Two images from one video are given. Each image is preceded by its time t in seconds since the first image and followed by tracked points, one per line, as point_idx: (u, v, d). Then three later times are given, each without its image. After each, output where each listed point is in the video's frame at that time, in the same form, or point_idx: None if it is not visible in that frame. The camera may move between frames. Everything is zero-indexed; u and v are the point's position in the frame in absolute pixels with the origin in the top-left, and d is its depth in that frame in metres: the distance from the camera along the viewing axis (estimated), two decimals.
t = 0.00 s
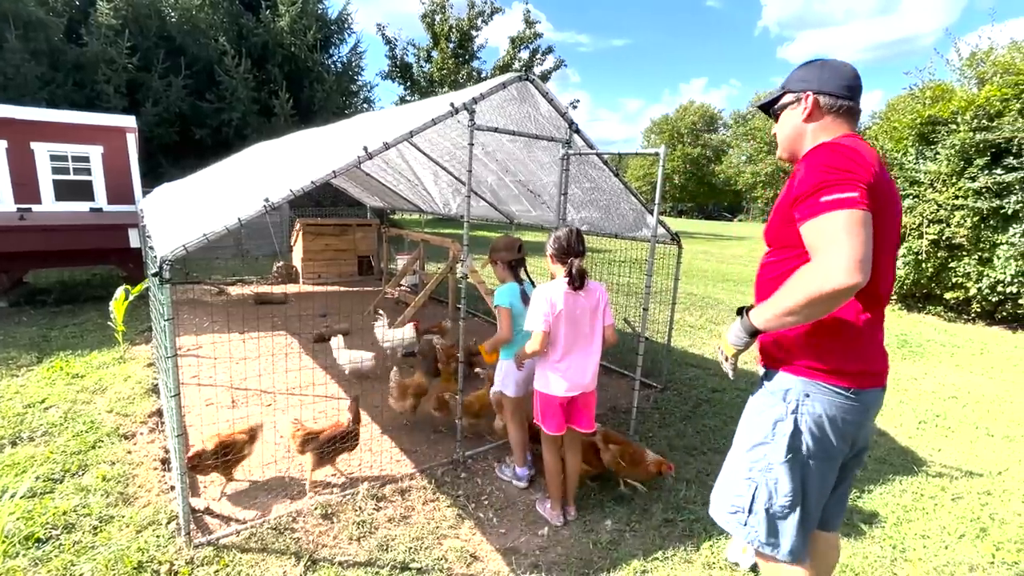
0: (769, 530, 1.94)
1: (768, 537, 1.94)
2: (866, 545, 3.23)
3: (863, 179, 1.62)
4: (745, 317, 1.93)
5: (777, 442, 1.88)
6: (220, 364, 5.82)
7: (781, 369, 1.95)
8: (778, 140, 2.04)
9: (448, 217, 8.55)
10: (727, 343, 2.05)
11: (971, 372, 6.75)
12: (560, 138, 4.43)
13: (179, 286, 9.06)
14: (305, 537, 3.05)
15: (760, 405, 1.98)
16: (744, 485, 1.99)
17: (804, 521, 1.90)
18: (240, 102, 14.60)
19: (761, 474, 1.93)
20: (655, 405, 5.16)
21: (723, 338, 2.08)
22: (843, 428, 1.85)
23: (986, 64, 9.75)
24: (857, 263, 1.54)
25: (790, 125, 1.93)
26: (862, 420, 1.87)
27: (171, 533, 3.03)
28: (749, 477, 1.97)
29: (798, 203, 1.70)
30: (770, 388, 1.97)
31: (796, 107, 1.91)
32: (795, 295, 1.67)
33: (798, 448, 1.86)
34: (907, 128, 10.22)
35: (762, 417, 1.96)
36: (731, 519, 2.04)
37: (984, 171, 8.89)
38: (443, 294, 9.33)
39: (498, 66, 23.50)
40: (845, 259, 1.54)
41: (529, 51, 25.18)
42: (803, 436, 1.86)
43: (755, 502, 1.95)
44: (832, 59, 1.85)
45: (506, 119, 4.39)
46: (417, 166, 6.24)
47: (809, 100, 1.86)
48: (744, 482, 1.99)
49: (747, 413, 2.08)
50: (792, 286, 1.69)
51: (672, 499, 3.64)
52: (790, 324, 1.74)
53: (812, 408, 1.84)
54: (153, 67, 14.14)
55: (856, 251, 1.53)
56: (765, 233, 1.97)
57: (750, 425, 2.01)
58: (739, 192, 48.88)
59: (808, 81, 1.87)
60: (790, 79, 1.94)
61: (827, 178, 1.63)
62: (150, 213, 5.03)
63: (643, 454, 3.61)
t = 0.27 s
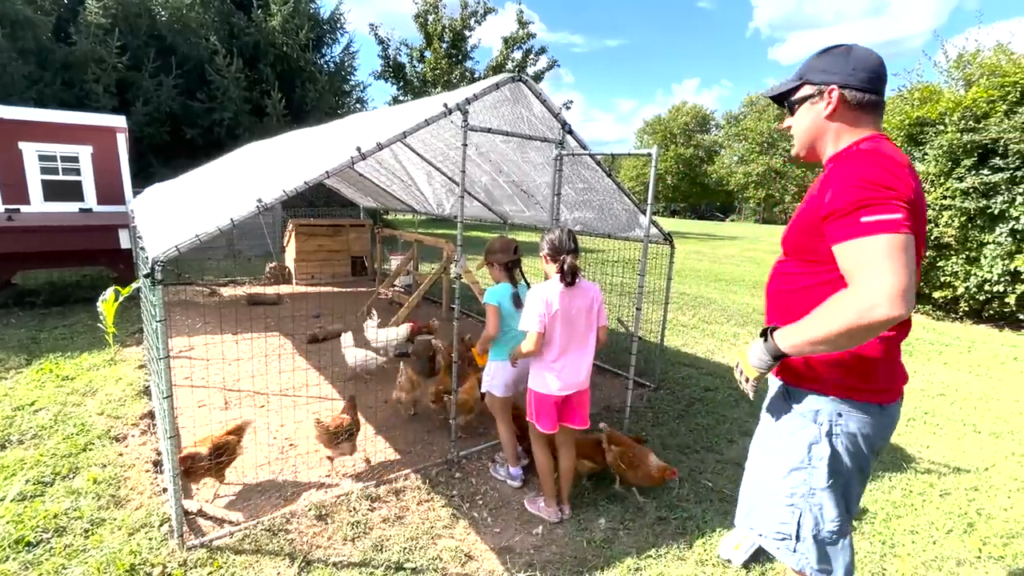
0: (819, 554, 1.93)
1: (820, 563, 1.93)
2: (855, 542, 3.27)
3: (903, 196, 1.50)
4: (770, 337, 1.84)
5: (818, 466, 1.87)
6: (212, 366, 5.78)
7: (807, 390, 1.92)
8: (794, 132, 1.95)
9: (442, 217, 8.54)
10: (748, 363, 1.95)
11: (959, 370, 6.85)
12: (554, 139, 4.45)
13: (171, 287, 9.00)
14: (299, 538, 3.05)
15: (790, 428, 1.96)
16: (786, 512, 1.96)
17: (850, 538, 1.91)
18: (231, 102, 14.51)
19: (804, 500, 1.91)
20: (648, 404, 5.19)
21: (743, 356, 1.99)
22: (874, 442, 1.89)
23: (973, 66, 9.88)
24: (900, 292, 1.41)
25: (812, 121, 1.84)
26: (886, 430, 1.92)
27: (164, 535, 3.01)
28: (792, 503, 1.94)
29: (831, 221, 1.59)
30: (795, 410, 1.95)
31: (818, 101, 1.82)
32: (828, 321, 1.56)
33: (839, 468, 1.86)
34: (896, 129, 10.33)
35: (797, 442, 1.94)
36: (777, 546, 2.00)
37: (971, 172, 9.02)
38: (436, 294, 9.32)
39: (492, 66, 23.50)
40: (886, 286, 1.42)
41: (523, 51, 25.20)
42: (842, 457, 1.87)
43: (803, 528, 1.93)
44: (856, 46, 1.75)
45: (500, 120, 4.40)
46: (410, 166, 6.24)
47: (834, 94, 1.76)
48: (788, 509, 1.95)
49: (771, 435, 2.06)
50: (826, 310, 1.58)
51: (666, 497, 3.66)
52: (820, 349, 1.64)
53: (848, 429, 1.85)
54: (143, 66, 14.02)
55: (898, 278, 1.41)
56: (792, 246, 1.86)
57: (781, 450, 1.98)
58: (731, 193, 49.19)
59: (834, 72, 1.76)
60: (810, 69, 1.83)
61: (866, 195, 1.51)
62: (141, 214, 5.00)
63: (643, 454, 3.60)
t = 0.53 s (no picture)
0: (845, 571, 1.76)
1: None
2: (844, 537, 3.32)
3: (945, 215, 1.38)
4: (810, 370, 1.62)
5: (845, 478, 1.71)
6: (203, 367, 5.74)
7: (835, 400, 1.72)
8: (807, 133, 1.77)
9: (435, 218, 8.54)
10: (782, 400, 1.71)
11: (946, 368, 6.95)
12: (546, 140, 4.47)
13: (161, 288, 8.93)
14: (292, 539, 3.04)
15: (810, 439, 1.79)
16: (809, 526, 1.80)
17: (882, 557, 1.74)
18: (222, 102, 14.42)
19: (829, 514, 1.75)
20: (640, 403, 5.22)
21: (774, 391, 1.74)
22: (909, 453, 1.71)
23: (959, 68, 10.03)
24: (959, 325, 1.29)
25: (830, 121, 1.67)
26: (926, 441, 1.73)
27: (155, 537, 2.99)
28: (815, 517, 1.78)
29: (869, 247, 1.44)
30: (818, 420, 1.77)
31: (835, 98, 1.64)
32: (875, 359, 1.43)
33: (869, 481, 1.70)
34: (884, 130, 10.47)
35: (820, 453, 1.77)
36: (798, 563, 1.84)
37: (957, 173, 9.16)
38: (430, 294, 9.32)
39: (485, 67, 23.53)
40: (944, 321, 1.30)
41: (515, 52, 25.26)
42: (873, 469, 1.70)
43: (829, 544, 1.76)
44: (874, 35, 1.56)
45: (492, 120, 4.41)
46: (403, 167, 6.23)
47: (854, 92, 1.59)
48: (811, 524, 1.79)
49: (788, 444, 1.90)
50: (870, 346, 1.45)
51: (658, 495, 3.68)
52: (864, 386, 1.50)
53: (882, 441, 1.67)
54: (133, 66, 13.90)
55: (958, 313, 1.29)
56: (809, 265, 1.71)
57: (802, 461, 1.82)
58: (723, 194, 49.55)
59: (853, 66, 1.56)
60: (823, 62, 1.64)
61: (913, 218, 1.36)
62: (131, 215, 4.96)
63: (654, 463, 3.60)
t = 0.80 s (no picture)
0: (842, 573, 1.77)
1: None
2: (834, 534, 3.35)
3: (945, 228, 1.36)
4: (798, 371, 1.70)
5: (845, 479, 1.72)
6: (195, 369, 5.70)
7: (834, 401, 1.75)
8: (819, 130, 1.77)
9: (428, 219, 8.54)
10: (773, 396, 1.82)
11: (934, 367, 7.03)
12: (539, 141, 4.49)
13: (152, 290, 8.86)
14: (284, 541, 3.03)
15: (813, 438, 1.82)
16: (808, 526, 1.81)
17: (881, 560, 1.74)
18: (214, 102, 14.34)
19: (827, 514, 1.76)
20: (633, 403, 5.25)
21: (766, 386, 1.85)
22: (913, 459, 1.70)
23: (946, 72, 10.18)
24: (942, 341, 1.30)
25: (842, 119, 1.66)
26: (930, 448, 1.72)
27: (146, 540, 2.97)
28: (813, 517, 1.79)
29: (864, 255, 1.45)
30: (822, 421, 1.80)
31: (846, 95, 1.63)
32: (860, 366, 1.46)
33: (868, 483, 1.70)
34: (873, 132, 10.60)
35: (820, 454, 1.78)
36: (796, 561, 1.86)
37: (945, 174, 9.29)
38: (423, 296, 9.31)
39: (478, 68, 23.56)
40: (927, 336, 1.31)
41: (509, 53, 25.31)
42: (873, 473, 1.69)
43: (825, 544, 1.77)
44: (888, 29, 1.53)
45: (485, 122, 4.43)
46: (396, 168, 6.23)
47: (865, 90, 1.58)
48: (809, 523, 1.80)
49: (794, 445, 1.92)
50: (858, 354, 1.47)
51: (650, 494, 3.70)
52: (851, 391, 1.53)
53: (882, 444, 1.67)
54: (123, 66, 13.79)
55: (941, 329, 1.30)
56: (815, 267, 1.72)
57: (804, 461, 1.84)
58: (716, 195, 49.86)
59: (865, 62, 1.55)
60: (835, 58, 1.62)
61: (905, 230, 1.37)
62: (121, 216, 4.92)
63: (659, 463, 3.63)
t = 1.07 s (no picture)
0: (824, 563, 1.81)
1: (823, 573, 1.81)
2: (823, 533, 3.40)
3: (935, 229, 1.41)
4: (782, 360, 1.76)
5: (824, 472, 1.77)
6: (187, 371, 5.68)
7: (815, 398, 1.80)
8: (823, 133, 1.81)
9: (422, 221, 8.55)
10: (756, 384, 1.88)
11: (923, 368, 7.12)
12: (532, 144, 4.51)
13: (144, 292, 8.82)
14: (277, 543, 3.03)
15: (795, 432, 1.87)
16: (790, 518, 1.86)
17: (860, 552, 1.78)
18: (207, 103, 14.29)
19: (808, 506, 1.81)
20: (626, 404, 5.28)
21: (750, 378, 1.91)
22: (891, 453, 1.74)
23: (935, 75, 10.31)
24: (925, 336, 1.36)
25: (846, 121, 1.70)
26: (907, 445, 1.76)
27: (138, 544, 2.97)
28: (795, 508, 1.84)
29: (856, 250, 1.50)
30: (803, 415, 1.85)
31: (853, 99, 1.67)
32: (848, 356, 1.50)
33: (847, 476, 1.75)
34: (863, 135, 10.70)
35: (801, 447, 1.83)
36: (778, 551, 1.91)
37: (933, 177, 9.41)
38: (417, 297, 9.31)
39: (473, 70, 23.62)
40: (911, 330, 1.37)
41: (503, 55, 25.37)
42: (851, 466, 1.74)
43: (806, 535, 1.82)
44: (898, 37, 1.59)
45: (479, 125, 4.45)
46: (389, 170, 6.23)
47: (870, 94, 1.63)
48: (791, 515, 1.85)
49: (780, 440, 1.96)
50: (846, 345, 1.52)
51: (643, 495, 3.73)
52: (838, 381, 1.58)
53: (860, 439, 1.71)
54: (115, 67, 13.72)
55: (926, 324, 1.35)
56: (809, 264, 1.77)
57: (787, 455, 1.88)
58: (709, 197, 50.15)
59: (871, 68, 1.60)
60: (844, 64, 1.67)
61: (895, 227, 1.42)
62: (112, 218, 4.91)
63: (653, 461, 3.70)
